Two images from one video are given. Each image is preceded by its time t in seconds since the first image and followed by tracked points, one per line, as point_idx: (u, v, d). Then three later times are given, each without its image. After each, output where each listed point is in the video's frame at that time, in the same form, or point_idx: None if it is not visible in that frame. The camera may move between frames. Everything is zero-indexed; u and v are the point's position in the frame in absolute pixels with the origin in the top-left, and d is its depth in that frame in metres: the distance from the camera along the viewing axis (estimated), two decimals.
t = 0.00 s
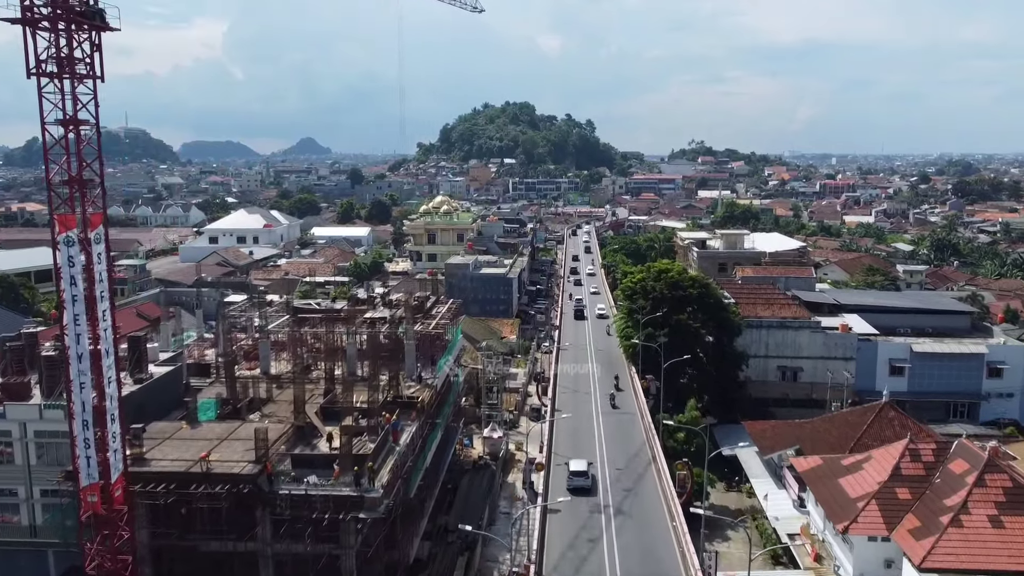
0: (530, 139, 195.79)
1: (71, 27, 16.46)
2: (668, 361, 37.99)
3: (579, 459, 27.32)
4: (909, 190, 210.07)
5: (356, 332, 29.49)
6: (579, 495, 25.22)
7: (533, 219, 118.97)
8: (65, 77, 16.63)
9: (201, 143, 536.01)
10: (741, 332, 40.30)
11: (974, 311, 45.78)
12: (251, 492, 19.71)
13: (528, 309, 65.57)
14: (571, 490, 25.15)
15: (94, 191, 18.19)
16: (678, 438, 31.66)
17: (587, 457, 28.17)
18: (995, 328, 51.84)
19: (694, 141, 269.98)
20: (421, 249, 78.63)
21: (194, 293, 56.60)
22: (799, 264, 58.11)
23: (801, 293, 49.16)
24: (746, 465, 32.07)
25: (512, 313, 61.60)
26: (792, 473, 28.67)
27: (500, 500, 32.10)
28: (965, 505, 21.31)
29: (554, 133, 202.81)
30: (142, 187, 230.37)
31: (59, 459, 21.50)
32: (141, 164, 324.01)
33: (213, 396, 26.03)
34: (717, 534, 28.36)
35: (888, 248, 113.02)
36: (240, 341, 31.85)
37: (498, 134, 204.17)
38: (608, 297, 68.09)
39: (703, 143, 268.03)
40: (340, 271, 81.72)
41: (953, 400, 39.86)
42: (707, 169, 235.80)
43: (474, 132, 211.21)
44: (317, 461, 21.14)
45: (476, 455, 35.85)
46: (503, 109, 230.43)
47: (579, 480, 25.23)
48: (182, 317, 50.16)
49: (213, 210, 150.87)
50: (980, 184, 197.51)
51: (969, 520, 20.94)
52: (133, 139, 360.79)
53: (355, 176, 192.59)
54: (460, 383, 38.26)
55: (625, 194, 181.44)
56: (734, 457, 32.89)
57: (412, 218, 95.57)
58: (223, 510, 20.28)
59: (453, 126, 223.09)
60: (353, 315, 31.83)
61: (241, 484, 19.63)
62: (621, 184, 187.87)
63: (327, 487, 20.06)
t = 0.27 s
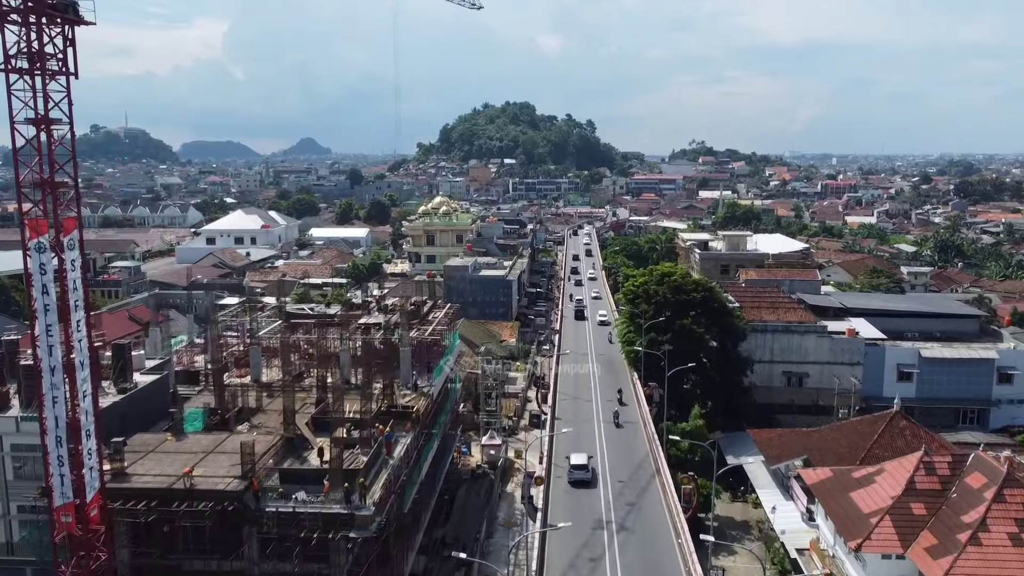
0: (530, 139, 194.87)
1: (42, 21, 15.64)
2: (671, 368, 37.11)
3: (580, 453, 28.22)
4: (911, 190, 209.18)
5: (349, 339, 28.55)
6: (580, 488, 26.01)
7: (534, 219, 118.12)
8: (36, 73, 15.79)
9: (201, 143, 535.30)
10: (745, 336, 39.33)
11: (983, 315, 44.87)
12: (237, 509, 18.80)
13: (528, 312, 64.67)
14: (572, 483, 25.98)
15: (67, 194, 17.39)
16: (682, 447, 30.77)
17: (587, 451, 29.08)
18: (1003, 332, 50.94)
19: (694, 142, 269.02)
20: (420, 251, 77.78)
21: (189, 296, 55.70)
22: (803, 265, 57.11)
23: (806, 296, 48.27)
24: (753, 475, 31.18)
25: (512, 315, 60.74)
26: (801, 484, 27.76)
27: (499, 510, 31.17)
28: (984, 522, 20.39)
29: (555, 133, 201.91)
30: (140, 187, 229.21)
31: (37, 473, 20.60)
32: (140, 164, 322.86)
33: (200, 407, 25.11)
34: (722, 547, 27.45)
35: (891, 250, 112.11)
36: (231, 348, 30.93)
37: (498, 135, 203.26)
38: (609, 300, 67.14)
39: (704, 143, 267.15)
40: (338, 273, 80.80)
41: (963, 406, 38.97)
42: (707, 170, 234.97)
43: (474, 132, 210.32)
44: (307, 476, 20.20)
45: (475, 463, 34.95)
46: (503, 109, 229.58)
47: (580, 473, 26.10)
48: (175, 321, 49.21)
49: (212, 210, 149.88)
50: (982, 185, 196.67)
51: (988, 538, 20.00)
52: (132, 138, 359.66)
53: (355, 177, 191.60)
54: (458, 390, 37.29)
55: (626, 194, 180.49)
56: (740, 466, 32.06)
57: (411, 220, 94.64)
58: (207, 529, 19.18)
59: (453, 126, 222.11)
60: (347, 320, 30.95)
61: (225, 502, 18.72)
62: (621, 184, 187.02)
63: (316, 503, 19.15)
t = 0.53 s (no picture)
0: (530, 139, 193.95)
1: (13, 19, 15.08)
2: (674, 374, 36.26)
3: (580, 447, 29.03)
4: (913, 190, 208.21)
5: (343, 346, 27.72)
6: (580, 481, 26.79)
7: (534, 220, 117.25)
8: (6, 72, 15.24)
9: (201, 143, 534.53)
10: (750, 341, 38.46)
11: (991, 318, 43.98)
12: (223, 527, 17.93)
13: (527, 314, 63.78)
14: (574, 476, 26.76)
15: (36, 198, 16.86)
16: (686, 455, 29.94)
17: (588, 445, 29.87)
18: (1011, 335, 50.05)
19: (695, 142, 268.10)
20: (419, 252, 76.93)
21: (183, 299, 54.84)
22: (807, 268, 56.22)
23: (811, 299, 47.39)
24: (759, 485, 30.35)
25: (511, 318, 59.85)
26: (809, 496, 26.91)
27: (498, 522, 30.29)
28: (1004, 539, 19.38)
29: (555, 133, 201.04)
30: (139, 188, 228.28)
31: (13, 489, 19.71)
32: (139, 164, 321.93)
33: (188, 416, 24.25)
34: (728, 561, 26.58)
35: (894, 250, 111.17)
36: (222, 354, 30.05)
37: (498, 135, 202.39)
38: (610, 302, 66.27)
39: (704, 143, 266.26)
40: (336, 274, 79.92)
41: (973, 412, 37.94)
42: (708, 170, 234.11)
43: (474, 132, 209.46)
44: (296, 492, 19.30)
45: (473, 472, 34.06)
46: (503, 109, 228.76)
47: (581, 467, 26.88)
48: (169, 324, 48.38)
49: (210, 211, 148.98)
50: (985, 185, 195.69)
51: (1008, 556, 19.01)
52: (131, 138, 358.69)
53: (354, 177, 190.74)
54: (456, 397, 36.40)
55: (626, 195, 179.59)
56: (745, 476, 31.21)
57: (410, 221, 93.78)
58: (191, 548, 17.94)
59: (453, 126, 221.23)
60: (341, 326, 30.09)
61: (210, 519, 17.82)
62: (622, 184, 186.20)
63: (305, 521, 18.27)
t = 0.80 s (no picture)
0: (530, 139, 193.05)
1: None
2: (677, 380, 35.39)
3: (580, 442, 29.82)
4: (915, 191, 207.29)
5: (337, 353, 26.83)
6: (580, 475, 27.50)
7: (533, 220, 116.38)
8: None
9: (200, 143, 533.69)
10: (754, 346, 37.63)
11: (1000, 323, 43.14)
12: (207, 546, 17.01)
13: (527, 317, 62.92)
14: (573, 470, 27.52)
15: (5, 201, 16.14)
16: (690, 465, 29.14)
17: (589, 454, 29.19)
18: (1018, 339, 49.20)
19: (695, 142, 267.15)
20: (418, 253, 76.07)
21: (177, 301, 53.94)
22: (811, 270, 55.34)
23: (816, 303, 46.53)
24: (765, 495, 29.52)
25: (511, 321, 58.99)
26: (818, 508, 26.08)
27: (497, 533, 29.39)
28: None
29: (555, 133, 200.17)
30: (137, 188, 227.33)
31: None
32: (138, 164, 320.90)
33: (174, 427, 23.37)
34: None
35: (897, 251, 110.27)
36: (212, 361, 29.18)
37: (498, 135, 201.54)
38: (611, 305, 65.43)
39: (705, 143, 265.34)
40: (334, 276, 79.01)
41: (982, 419, 37.17)
42: (709, 170, 233.25)
43: (474, 132, 208.57)
44: (284, 508, 18.42)
45: (471, 480, 33.18)
46: (503, 109, 227.89)
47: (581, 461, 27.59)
48: (161, 327, 47.40)
49: (208, 211, 148.07)
50: (987, 185, 194.75)
51: None
52: (130, 138, 357.69)
53: (353, 177, 189.82)
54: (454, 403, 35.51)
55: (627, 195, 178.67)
56: (750, 486, 30.36)
57: (409, 221, 92.82)
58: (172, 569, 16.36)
59: (453, 126, 220.34)
60: (335, 332, 29.23)
61: (193, 539, 16.93)
62: (622, 185, 185.35)
63: (294, 540, 17.42)
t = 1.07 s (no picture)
0: (530, 139, 192.15)
1: None
2: (681, 388, 34.53)
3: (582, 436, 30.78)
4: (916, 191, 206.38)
5: (329, 361, 25.89)
6: (581, 469, 28.37)
7: (533, 221, 115.49)
8: None
9: (200, 143, 532.76)
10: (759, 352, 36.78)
11: (1009, 327, 42.23)
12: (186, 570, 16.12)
13: (527, 319, 62.03)
14: (574, 463, 28.47)
15: None
16: (694, 476, 28.30)
17: (591, 464, 28.47)
18: None
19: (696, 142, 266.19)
20: (416, 255, 75.17)
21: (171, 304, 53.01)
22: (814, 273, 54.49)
23: (820, 306, 45.62)
24: (771, 507, 28.62)
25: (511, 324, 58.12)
26: (827, 522, 25.17)
27: (495, 546, 28.51)
28: None
29: (555, 133, 199.28)
30: (136, 188, 226.40)
31: None
32: (138, 163, 319.88)
33: (158, 439, 22.36)
34: None
35: (900, 252, 109.34)
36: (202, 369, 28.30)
37: (497, 135, 200.69)
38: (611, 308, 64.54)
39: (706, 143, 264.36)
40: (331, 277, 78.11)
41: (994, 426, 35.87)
42: (709, 171, 232.38)
43: (473, 132, 207.67)
44: (269, 529, 17.46)
45: (469, 490, 32.29)
46: (503, 109, 226.99)
47: (582, 455, 28.54)
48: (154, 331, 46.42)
49: (206, 212, 147.17)
50: (989, 185, 193.80)
51: None
52: (129, 138, 356.70)
53: (353, 177, 188.91)
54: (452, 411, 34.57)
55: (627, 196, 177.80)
56: (756, 498, 29.46)
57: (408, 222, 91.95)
58: None
59: (453, 126, 219.43)
60: (328, 339, 28.35)
61: (171, 562, 16.02)
62: (622, 185, 184.48)
63: (280, 563, 16.51)
